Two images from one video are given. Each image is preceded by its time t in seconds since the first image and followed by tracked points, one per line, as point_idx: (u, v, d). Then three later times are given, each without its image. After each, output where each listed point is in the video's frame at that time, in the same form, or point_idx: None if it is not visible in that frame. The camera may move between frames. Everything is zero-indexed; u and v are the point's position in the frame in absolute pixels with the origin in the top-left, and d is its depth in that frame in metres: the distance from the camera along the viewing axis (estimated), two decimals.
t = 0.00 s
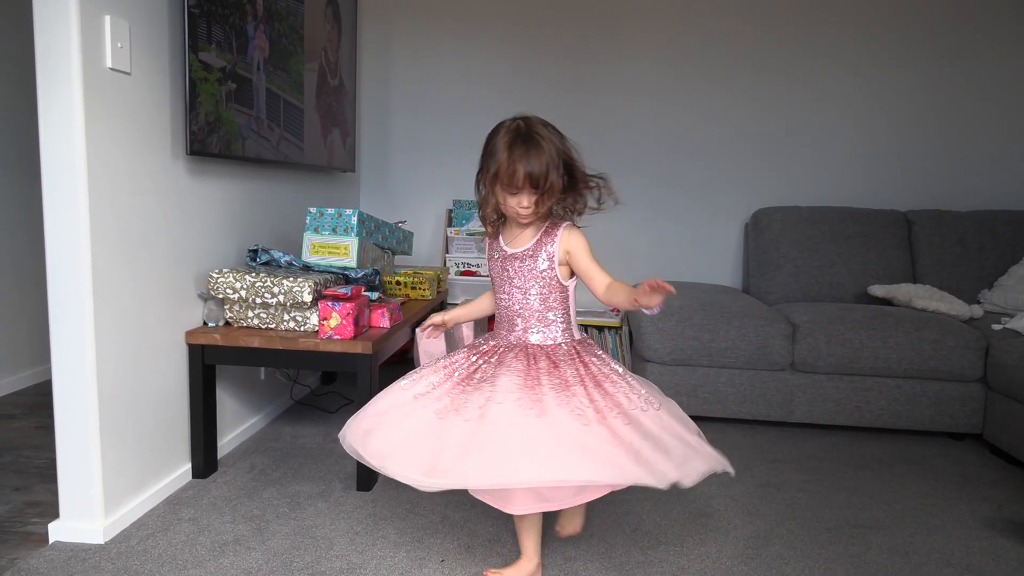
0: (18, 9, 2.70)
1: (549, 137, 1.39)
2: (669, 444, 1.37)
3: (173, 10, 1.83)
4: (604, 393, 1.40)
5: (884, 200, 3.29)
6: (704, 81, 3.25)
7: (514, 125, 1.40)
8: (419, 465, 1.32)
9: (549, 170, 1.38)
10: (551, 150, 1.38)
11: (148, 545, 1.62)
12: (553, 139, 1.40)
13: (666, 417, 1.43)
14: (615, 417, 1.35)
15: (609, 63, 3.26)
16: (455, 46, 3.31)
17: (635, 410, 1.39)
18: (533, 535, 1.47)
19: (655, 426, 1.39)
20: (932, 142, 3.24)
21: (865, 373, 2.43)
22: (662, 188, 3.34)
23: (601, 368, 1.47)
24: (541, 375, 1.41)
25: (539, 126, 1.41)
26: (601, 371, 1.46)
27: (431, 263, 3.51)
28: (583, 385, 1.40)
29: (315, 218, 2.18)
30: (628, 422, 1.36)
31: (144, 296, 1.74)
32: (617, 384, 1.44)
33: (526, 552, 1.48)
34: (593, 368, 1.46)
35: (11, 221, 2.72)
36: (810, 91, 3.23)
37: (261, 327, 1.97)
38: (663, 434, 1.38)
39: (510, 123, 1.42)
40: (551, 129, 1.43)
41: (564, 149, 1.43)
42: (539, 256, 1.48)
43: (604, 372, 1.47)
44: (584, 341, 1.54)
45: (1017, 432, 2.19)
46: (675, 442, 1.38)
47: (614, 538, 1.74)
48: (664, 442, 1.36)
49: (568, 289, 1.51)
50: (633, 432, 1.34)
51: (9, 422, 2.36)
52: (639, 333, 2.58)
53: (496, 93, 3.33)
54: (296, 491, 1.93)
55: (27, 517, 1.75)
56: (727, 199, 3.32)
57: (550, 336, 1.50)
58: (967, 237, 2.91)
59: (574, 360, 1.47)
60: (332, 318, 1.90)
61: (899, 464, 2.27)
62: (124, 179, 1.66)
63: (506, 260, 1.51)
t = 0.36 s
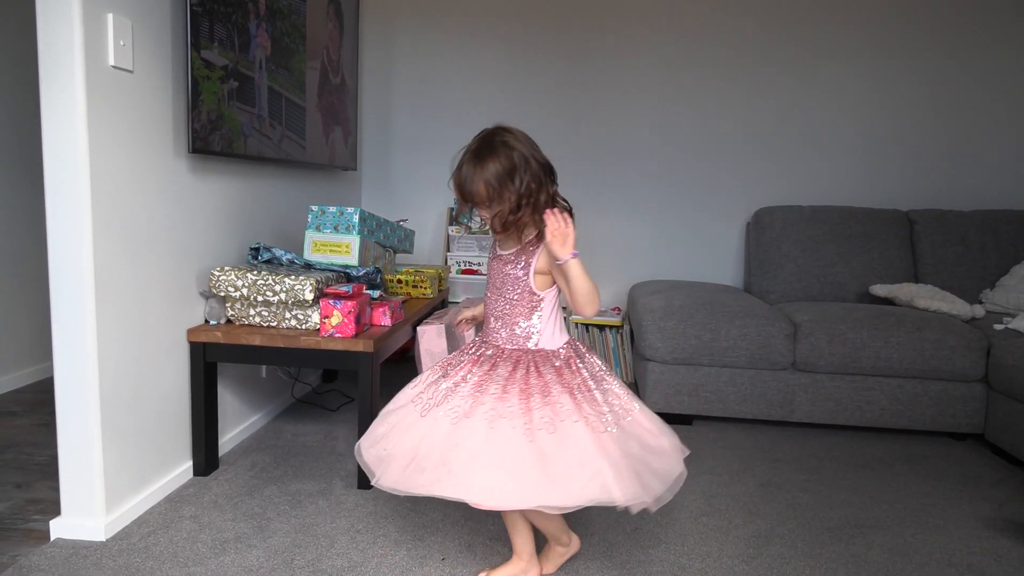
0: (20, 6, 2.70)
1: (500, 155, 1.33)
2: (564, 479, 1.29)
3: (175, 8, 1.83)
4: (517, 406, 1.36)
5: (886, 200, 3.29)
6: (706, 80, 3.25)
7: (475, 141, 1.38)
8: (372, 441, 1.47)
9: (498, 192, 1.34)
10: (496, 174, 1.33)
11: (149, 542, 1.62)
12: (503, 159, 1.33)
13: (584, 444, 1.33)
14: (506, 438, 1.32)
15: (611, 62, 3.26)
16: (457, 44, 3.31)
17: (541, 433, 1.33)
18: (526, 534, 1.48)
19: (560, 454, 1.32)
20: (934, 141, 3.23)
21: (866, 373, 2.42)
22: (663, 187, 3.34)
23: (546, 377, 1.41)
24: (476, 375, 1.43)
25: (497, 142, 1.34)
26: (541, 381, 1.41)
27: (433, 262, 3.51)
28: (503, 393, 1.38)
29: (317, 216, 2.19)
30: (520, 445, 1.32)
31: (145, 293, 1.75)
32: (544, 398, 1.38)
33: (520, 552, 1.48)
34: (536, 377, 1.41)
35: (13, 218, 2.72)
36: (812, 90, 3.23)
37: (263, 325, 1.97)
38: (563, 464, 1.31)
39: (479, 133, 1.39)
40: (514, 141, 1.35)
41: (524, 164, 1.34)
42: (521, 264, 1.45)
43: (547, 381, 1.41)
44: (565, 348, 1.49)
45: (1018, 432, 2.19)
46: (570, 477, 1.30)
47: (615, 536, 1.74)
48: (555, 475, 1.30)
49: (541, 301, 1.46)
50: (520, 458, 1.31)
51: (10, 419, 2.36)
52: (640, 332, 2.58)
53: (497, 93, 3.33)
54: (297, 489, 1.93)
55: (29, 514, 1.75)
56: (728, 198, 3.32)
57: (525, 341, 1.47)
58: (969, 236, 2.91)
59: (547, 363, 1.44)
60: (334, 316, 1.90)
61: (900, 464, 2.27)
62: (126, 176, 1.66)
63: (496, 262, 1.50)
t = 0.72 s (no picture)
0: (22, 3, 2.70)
1: (454, 164, 1.40)
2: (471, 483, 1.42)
3: (177, 5, 1.83)
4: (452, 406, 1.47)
5: (888, 199, 3.28)
6: (707, 78, 3.24)
7: (437, 150, 1.45)
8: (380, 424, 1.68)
9: (455, 202, 1.42)
10: (450, 183, 1.41)
11: (151, 540, 1.62)
12: (457, 168, 1.40)
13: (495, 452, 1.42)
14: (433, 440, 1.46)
15: (613, 61, 3.26)
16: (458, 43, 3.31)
17: (462, 436, 1.45)
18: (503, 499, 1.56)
19: (474, 460, 1.43)
20: (936, 141, 3.23)
21: (868, 372, 2.42)
22: (665, 186, 3.33)
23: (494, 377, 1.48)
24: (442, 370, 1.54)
25: (453, 151, 1.41)
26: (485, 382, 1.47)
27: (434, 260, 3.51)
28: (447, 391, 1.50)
29: (318, 213, 2.18)
30: (442, 447, 1.45)
31: (147, 291, 1.75)
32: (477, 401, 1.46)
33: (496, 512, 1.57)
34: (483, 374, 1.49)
35: (15, 215, 2.73)
36: (814, 89, 3.22)
37: (264, 323, 1.97)
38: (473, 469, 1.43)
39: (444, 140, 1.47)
40: (470, 149, 1.41)
41: (478, 171, 1.40)
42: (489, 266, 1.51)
43: (492, 381, 1.48)
44: (531, 342, 1.53)
45: (1019, 432, 2.18)
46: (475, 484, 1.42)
47: (616, 535, 1.74)
48: (472, 485, 1.42)
49: (509, 296, 1.50)
50: (437, 460, 1.44)
51: (12, 416, 2.36)
52: (642, 331, 2.58)
53: (499, 91, 3.33)
54: (298, 487, 1.93)
55: (30, 511, 1.76)
56: (730, 197, 3.32)
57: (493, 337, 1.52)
58: (971, 236, 2.90)
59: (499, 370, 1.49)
60: (335, 314, 1.90)
61: (901, 463, 2.27)
62: (128, 174, 1.66)
63: (470, 267, 1.57)
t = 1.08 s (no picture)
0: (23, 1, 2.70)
1: (412, 154, 1.44)
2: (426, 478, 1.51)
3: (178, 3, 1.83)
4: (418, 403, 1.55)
5: (888, 198, 3.28)
6: (708, 77, 3.24)
7: (394, 141, 1.48)
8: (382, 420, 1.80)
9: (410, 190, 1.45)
10: (407, 171, 1.44)
11: (152, 538, 1.62)
12: (416, 157, 1.44)
13: (445, 451, 1.50)
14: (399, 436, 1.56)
15: (613, 59, 3.26)
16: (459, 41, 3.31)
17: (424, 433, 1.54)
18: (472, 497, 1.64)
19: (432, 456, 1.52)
20: (937, 139, 3.23)
21: (868, 371, 2.42)
22: (666, 185, 3.33)
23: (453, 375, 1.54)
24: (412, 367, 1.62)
25: (412, 141, 1.45)
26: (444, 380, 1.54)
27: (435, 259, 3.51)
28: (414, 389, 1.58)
29: (319, 212, 2.18)
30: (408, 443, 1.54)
31: (147, 290, 1.75)
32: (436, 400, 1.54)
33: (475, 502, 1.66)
34: (445, 373, 1.56)
35: (16, 214, 2.73)
36: (815, 88, 3.22)
37: (265, 321, 1.97)
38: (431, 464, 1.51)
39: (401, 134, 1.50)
40: (428, 143, 1.45)
41: (437, 162, 1.44)
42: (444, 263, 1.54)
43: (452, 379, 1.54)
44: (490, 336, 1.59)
45: (1020, 430, 2.18)
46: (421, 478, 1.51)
47: (617, 534, 1.74)
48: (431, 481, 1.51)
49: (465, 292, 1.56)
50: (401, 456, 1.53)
51: (13, 414, 2.37)
52: (642, 329, 2.58)
53: (500, 89, 3.33)
54: (299, 485, 1.93)
55: (31, 509, 1.76)
56: (730, 196, 3.32)
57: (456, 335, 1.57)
58: (972, 234, 2.90)
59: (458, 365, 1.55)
60: (336, 312, 1.90)
61: (902, 462, 2.27)
62: (129, 172, 1.66)
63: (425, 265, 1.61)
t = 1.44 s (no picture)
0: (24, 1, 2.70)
1: (383, 138, 1.51)
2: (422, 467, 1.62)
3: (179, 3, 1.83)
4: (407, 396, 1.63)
5: (890, 197, 3.28)
6: (710, 76, 3.24)
7: (361, 126, 1.55)
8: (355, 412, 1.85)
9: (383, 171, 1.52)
10: (379, 154, 1.51)
11: (153, 537, 1.62)
12: (387, 139, 1.51)
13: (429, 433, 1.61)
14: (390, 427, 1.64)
15: (614, 58, 3.26)
16: (460, 40, 3.31)
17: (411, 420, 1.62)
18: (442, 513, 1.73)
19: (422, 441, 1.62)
20: (938, 138, 3.22)
21: (869, 370, 2.42)
22: (667, 184, 3.33)
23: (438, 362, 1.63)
24: (392, 358, 1.68)
25: (383, 125, 1.53)
26: (429, 368, 1.62)
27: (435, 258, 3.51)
28: (400, 381, 1.65)
29: (320, 211, 2.19)
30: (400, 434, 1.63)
31: (149, 289, 1.75)
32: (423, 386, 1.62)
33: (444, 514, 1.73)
34: (427, 359, 1.64)
35: (17, 213, 2.73)
36: (816, 87, 3.22)
37: (266, 320, 1.98)
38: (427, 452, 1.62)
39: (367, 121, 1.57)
40: (397, 126, 1.54)
41: (407, 144, 1.53)
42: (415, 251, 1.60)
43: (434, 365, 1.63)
44: (467, 318, 1.69)
45: (1022, 429, 2.18)
46: (413, 464, 1.61)
47: (617, 533, 1.74)
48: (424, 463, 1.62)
49: (439, 280, 1.63)
50: (395, 446, 1.63)
51: (15, 413, 2.37)
52: (643, 328, 2.58)
53: (501, 89, 3.33)
54: (300, 484, 1.94)
55: (33, 507, 1.76)
56: (731, 195, 3.32)
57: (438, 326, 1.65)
58: (974, 234, 2.90)
59: (439, 350, 1.64)
60: (337, 312, 1.90)
61: (904, 461, 2.26)
62: (130, 171, 1.66)
63: (392, 254, 1.65)
